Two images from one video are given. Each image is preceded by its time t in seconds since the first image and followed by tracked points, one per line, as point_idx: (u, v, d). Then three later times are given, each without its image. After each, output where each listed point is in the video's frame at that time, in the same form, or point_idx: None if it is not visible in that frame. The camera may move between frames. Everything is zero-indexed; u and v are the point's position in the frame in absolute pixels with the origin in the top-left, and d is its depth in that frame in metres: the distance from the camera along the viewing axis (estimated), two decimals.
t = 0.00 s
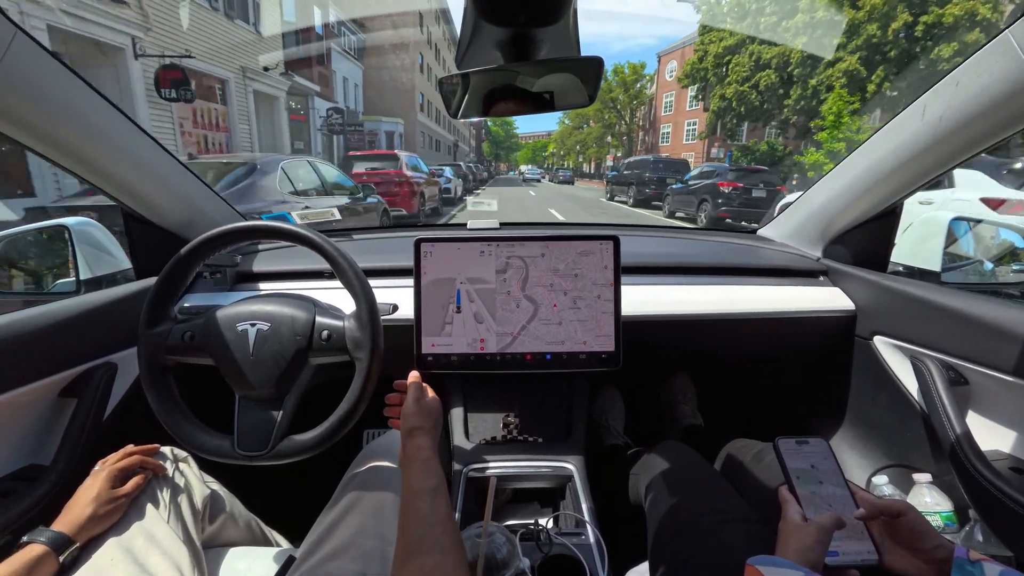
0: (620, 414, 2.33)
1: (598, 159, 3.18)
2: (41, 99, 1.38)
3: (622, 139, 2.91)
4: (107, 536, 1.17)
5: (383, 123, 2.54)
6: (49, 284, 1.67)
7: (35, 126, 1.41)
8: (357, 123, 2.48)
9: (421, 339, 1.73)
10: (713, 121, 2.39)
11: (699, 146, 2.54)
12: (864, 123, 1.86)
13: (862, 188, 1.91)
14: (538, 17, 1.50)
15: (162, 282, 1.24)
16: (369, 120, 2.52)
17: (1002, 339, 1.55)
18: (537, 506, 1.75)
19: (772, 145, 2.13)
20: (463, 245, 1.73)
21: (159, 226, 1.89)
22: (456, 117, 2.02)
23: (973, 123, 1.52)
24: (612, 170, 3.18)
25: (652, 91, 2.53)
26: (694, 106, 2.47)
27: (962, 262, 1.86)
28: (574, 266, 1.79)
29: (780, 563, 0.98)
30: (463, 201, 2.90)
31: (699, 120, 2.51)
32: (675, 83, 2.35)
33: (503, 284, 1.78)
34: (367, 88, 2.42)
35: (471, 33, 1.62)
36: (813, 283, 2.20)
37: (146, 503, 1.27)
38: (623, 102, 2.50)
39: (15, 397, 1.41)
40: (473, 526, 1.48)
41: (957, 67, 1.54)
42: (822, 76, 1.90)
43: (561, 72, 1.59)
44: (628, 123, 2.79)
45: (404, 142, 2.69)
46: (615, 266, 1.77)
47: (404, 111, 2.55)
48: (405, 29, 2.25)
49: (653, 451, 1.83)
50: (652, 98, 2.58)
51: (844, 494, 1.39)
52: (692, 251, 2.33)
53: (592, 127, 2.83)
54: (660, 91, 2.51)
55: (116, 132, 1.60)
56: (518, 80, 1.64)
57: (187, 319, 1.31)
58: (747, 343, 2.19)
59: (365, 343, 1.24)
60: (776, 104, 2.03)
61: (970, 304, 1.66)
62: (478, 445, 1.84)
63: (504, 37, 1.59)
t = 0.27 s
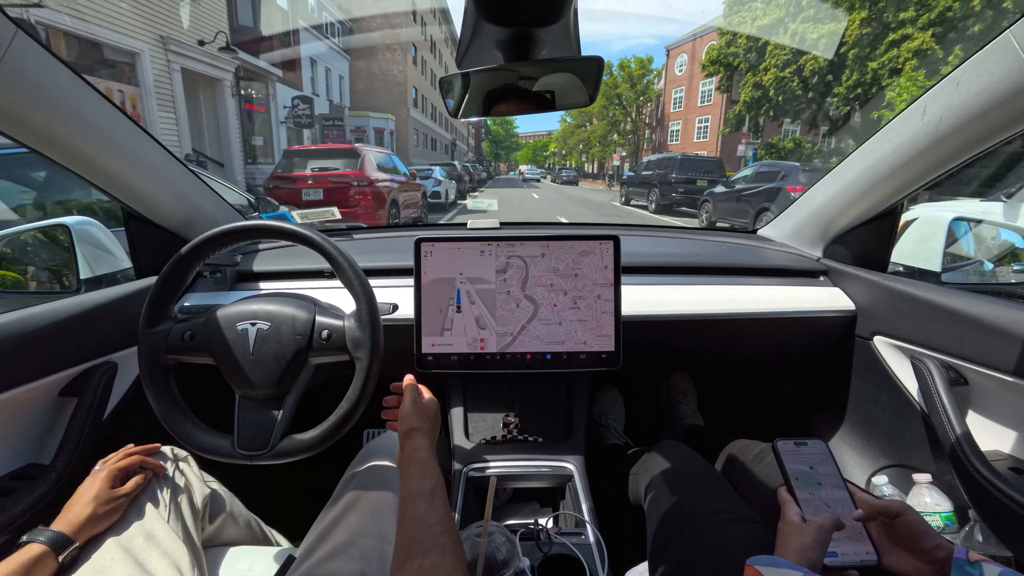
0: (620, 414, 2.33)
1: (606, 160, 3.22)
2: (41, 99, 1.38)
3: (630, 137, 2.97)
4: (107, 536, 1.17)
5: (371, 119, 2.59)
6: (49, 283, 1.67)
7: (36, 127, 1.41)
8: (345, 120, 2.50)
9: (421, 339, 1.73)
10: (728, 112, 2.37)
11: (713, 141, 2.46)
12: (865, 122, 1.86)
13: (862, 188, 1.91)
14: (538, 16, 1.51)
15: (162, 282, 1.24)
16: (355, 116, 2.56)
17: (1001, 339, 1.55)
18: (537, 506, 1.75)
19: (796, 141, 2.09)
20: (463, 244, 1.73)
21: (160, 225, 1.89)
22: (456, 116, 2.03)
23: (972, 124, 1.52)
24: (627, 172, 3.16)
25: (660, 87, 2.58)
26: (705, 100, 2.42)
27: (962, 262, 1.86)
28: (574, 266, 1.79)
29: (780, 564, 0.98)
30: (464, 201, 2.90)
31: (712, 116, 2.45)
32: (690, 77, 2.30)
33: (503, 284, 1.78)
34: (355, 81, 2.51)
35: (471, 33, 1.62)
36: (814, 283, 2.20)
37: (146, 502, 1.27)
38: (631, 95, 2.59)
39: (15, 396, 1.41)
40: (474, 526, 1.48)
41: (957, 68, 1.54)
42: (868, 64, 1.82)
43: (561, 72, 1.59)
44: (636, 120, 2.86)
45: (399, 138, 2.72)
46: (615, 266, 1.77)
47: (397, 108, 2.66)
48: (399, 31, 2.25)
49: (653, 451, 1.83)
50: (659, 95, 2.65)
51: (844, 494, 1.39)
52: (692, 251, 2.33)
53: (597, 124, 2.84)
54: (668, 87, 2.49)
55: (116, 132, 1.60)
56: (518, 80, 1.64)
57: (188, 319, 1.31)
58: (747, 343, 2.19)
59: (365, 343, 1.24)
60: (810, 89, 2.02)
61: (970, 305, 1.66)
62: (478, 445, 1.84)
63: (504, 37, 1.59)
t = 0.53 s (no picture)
0: (621, 414, 2.33)
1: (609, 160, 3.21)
2: (42, 101, 1.39)
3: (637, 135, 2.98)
4: (108, 536, 1.17)
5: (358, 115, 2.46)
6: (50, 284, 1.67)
7: (36, 128, 1.42)
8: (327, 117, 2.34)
9: (421, 339, 1.73)
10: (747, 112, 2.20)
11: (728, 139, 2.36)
12: (866, 122, 1.86)
13: (862, 188, 1.91)
14: (538, 16, 1.51)
15: (162, 282, 1.25)
16: (340, 112, 2.39)
17: (1002, 339, 1.55)
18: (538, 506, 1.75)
19: (829, 139, 1.99)
20: (463, 245, 1.73)
21: (161, 226, 1.90)
22: (456, 117, 2.03)
23: (971, 123, 1.52)
24: (649, 172, 2.96)
25: (669, 82, 2.44)
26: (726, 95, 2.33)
27: (962, 262, 1.87)
28: (574, 266, 1.79)
29: (780, 564, 0.98)
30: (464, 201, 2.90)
31: (726, 113, 2.28)
32: (729, 64, 2.10)
33: (503, 285, 1.78)
34: (341, 74, 2.30)
35: (472, 33, 1.62)
36: (814, 283, 2.19)
37: (147, 503, 1.27)
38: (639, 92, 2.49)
39: (16, 397, 1.41)
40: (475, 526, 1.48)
41: (957, 67, 1.54)
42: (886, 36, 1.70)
43: (562, 72, 1.59)
44: (642, 117, 2.84)
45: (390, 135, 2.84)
46: (615, 266, 1.77)
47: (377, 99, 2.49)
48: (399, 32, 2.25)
49: (654, 451, 1.83)
50: (668, 90, 2.50)
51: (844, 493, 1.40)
52: (693, 251, 2.33)
53: (603, 121, 2.83)
54: (677, 84, 2.37)
55: (117, 133, 1.61)
56: (518, 80, 1.64)
57: (188, 319, 1.31)
58: (748, 343, 2.19)
59: (366, 343, 1.24)
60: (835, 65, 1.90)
61: (970, 304, 1.66)
62: (479, 445, 1.84)
63: (504, 37, 1.59)
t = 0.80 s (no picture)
0: (621, 414, 2.33)
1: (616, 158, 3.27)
2: (42, 102, 1.39)
3: (645, 133, 3.03)
4: (109, 537, 1.17)
5: (339, 108, 2.29)
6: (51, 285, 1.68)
7: (37, 129, 1.42)
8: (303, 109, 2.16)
9: (421, 339, 1.73)
10: (770, 102, 2.06)
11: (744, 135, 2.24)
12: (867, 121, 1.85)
13: (863, 187, 1.91)
14: (538, 16, 1.51)
15: (163, 283, 1.25)
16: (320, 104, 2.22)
17: (1003, 338, 1.55)
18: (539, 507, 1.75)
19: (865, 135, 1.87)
20: (463, 245, 1.73)
21: (162, 227, 1.90)
22: (457, 117, 2.03)
23: (971, 122, 1.52)
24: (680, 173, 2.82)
25: (680, 75, 2.41)
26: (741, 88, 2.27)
27: (962, 261, 1.87)
28: (575, 266, 1.79)
29: (783, 563, 0.98)
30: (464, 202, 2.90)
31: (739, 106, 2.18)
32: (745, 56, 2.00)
33: (503, 285, 1.78)
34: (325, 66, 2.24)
35: (471, 33, 1.62)
36: (815, 282, 2.19)
37: (148, 503, 1.27)
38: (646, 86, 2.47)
39: (17, 398, 1.41)
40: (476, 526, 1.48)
41: (957, 66, 1.54)
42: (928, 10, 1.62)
43: (562, 72, 1.59)
44: (650, 114, 2.88)
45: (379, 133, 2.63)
46: (615, 266, 1.77)
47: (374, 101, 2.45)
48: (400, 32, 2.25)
49: (654, 451, 1.83)
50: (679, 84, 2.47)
51: (846, 492, 1.40)
52: (693, 250, 2.33)
53: (607, 120, 2.82)
54: (688, 77, 2.32)
55: (118, 134, 1.61)
56: (518, 80, 1.64)
57: (189, 320, 1.31)
58: (748, 342, 2.19)
59: (366, 343, 1.24)
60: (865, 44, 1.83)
61: (971, 303, 1.66)
62: (479, 445, 1.84)
63: (504, 37, 1.59)
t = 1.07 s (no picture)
0: (622, 414, 2.33)
1: (618, 160, 3.09)
2: (43, 104, 1.39)
3: (654, 130, 2.84)
4: (111, 537, 1.17)
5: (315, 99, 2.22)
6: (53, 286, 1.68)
7: (38, 131, 1.42)
8: (274, 100, 2.12)
9: (422, 339, 1.73)
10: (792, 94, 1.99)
11: (766, 132, 2.12)
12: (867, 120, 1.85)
13: (863, 186, 1.91)
14: (537, 16, 1.51)
15: (164, 284, 1.25)
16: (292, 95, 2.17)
17: (1004, 336, 1.55)
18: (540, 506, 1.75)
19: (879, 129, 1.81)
20: (463, 245, 1.73)
21: (162, 228, 1.90)
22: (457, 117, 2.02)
23: (972, 121, 1.52)
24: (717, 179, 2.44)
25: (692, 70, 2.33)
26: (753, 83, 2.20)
27: (964, 259, 1.87)
28: (575, 266, 1.79)
29: (785, 563, 0.97)
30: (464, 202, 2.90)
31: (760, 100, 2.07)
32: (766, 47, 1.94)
33: (504, 285, 1.78)
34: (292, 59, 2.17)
35: (471, 33, 1.62)
36: (816, 281, 2.19)
37: (151, 503, 1.28)
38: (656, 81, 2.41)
39: (18, 399, 1.41)
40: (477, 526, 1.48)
41: (957, 65, 1.54)
42: None
43: (562, 72, 1.59)
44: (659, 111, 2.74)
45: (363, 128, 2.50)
46: (615, 266, 1.77)
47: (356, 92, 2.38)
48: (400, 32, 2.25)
49: (655, 451, 1.82)
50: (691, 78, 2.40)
51: (847, 491, 1.40)
52: (694, 250, 2.33)
53: (613, 117, 2.76)
54: (700, 70, 2.23)
55: (118, 135, 1.61)
56: (518, 80, 1.64)
57: (189, 321, 1.31)
58: (748, 342, 2.19)
59: (367, 343, 1.24)
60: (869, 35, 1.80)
61: (972, 302, 1.66)
62: (480, 445, 1.84)
63: (504, 37, 1.59)
